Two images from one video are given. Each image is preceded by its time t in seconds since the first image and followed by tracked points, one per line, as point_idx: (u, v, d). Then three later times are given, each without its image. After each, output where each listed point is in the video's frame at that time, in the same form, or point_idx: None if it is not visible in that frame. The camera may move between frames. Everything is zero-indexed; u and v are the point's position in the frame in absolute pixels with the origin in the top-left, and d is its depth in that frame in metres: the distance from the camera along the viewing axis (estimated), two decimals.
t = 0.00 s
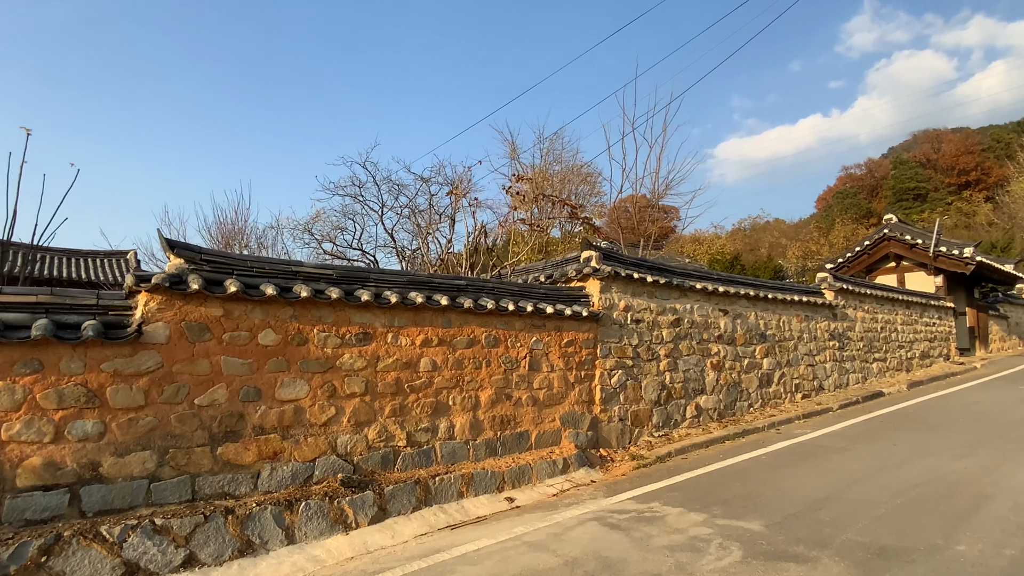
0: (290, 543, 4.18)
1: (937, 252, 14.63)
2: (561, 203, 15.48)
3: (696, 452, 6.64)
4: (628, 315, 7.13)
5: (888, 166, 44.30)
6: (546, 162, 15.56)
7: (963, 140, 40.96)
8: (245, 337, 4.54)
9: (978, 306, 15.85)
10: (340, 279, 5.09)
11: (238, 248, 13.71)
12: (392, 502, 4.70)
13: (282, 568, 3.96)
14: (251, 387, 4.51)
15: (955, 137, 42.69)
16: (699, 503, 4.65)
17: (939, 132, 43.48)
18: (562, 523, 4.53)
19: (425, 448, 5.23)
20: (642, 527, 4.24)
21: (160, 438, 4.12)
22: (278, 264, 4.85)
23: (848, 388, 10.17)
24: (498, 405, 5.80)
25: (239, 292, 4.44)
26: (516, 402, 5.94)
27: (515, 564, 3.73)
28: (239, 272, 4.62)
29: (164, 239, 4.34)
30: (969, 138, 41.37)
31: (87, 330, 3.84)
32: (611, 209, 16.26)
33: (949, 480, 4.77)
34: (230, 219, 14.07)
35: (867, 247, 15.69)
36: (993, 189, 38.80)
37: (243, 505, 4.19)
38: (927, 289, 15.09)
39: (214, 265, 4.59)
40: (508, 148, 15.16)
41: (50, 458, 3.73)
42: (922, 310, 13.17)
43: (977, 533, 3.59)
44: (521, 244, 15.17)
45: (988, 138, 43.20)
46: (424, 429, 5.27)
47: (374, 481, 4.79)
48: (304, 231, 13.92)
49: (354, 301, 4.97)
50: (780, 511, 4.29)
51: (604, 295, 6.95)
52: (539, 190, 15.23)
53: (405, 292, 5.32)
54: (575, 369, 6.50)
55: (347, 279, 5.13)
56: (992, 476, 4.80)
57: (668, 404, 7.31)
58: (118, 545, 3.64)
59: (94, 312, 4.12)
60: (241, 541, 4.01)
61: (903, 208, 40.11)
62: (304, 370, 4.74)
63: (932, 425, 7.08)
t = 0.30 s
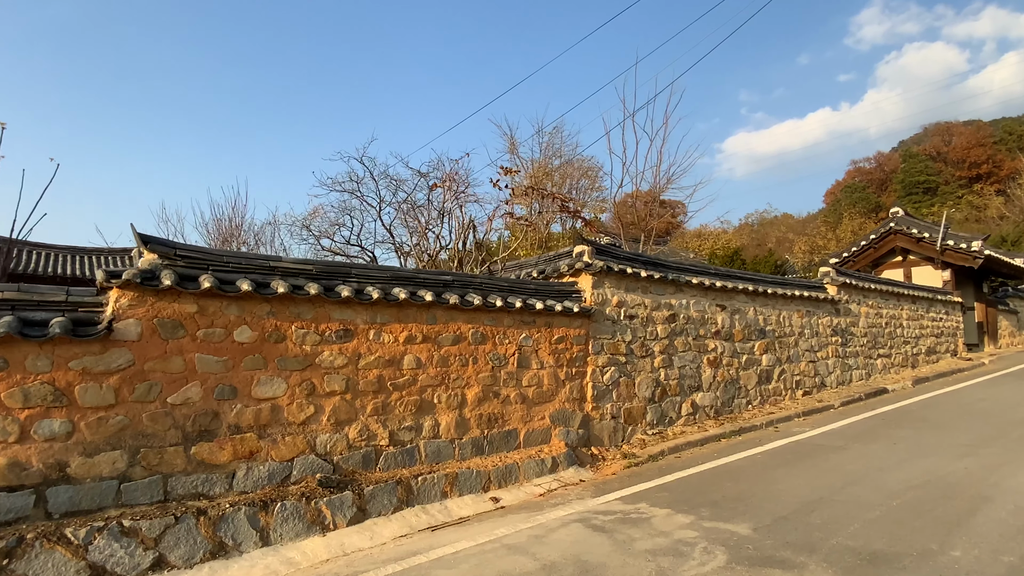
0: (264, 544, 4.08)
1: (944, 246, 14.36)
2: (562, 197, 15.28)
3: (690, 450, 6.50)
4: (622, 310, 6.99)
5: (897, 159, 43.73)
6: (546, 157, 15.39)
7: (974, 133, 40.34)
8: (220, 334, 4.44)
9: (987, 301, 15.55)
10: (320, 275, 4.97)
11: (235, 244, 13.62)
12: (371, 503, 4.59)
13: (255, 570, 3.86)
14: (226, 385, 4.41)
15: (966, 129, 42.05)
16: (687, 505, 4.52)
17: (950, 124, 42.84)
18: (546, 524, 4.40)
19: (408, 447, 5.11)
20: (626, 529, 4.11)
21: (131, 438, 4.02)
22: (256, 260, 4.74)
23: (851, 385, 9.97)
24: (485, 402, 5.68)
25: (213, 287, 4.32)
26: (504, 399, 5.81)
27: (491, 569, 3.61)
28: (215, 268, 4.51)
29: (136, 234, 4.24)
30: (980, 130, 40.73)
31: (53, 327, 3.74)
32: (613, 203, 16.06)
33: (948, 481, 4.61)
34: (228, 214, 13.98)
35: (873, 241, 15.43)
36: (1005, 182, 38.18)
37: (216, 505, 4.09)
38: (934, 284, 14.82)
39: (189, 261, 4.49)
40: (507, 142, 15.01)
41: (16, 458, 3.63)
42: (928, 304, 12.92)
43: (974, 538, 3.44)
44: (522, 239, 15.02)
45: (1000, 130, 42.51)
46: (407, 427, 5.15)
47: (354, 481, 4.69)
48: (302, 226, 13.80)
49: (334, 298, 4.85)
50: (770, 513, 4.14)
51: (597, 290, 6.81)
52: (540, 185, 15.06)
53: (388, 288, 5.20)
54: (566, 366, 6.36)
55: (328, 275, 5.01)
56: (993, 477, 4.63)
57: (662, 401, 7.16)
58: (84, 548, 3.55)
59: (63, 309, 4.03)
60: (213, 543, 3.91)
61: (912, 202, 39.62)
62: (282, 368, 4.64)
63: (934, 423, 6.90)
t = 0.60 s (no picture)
0: (234, 551, 3.94)
1: (952, 242, 14.05)
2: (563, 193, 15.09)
3: (685, 452, 6.31)
4: (615, 308, 6.81)
5: (907, 154, 43.15)
6: (546, 152, 15.19)
7: (985, 126, 39.72)
8: (191, 334, 4.30)
9: (997, 297, 15.22)
10: (298, 272, 4.82)
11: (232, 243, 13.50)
12: (348, 508, 4.44)
13: None
14: (198, 386, 4.28)
15: (977, 123, 41.42)
16: (675, 511, 4.34)
17: (960, 118, 42.22)
18: (528, 530, 4.24)
19: (389, 450, 4.96)
20: (611, 537, 3.94)
21: (97, 441, 3.88)
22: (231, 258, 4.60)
23: (854, 383, 9.73)
24: (471, 404, 5.51)
25: (183, 286, 4.18)
26: (491, 400, 5.64)
27: None
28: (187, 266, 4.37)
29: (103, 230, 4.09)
30: (991, 123, 40.08)
31: (14, 326, 3.59)
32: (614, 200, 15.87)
33: (950, 486, 4.40)
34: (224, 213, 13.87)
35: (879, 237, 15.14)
36: (1016, 177, 37.59)
37: (185, 511, 3.95)
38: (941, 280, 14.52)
39: (159, 258, 4.34)
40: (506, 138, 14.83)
41: None
42: (935, 301, 12.63)
43: (974, 549, 3.25)
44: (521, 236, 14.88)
45: (1012, 124, 41.85)
46: (389, 430, 5.00)
47: (331, 486, 4.54)
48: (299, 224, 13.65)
49: (311, 296, 4.71)
50: (761, 520, 3.96)
51: (589, 288, 6.62)
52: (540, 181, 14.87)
53: (369, 286, 5.03)
54: (556, 366, 6.19)
55: (306, 273, 4.87)
56: (997, 482, 4.42)
57: (657, 401, 6.98)
58: (42, 557, 3.41)
59: (26, 308, 3.89)
60: (180, 550, 3.77)
61: (922, 197, 39.12)
62: (256, 369, 4.50)
63: (939, 424, 6.67)
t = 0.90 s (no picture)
0: (202, 562, 3.81)
1: (958, 240, 13.79)
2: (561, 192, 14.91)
3: (678, 457, 6.14)
4: (606, 309, 6.64)
5: (914, 152, 42.66)
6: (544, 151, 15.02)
7: (994, 123, 39.19)
8: (161, 338, 4.17)
9: (1004, 297, 14.93)
10: (273, 274, 4.70)
11: (228, 243, 13.40)
12: (323, 517, 4.31)
13: None
14: (167, 391, 4.14)
15: (986, 120, 40.87)
16: (661, 520, 4.17)
17: (969, 115, 41.69)
18: (508, 540, 4.09)
19: (368, 457, 4.82)
20: (592, 548, 3.78)
21: (59, 449, 3.74)
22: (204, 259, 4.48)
23: (856, 385, 9.52)
24: (455, 408, 5.35)
25: (152, 288, 4.05)
26: (476, 404, 5.48)
27: None
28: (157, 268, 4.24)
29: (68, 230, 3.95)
30: (1001, 120, 39.55)
31: None
32: (614, 200, 15.69)
33: (950, 495, 4.21)
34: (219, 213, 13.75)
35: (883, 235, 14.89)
36: None
37: (151, 520, 3.81)
38: (947, 280, 14.25)
39: (128, 259, 4.21)
40: (504, 137, 14.66)
41: None
42: (940, 301, 12.37)
43: (972, 566, 3.07)
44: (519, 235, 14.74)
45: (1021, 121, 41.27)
46: (368, 435, 4.86)
47: (306, 493, 4.40)
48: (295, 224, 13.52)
49: (286, 298, 4.58)
50: (749, 532, 3.79)
51: (579, 288, 6.46)
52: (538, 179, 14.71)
53: (348, 287, 4.90)
54: (545, 368, 6.02)
55: (282, 274, 4.74)
56: (998, 491, 4.23)
57: (650, 404, 6.81)
58: None
59: None
60: (144, 562, 3.64)
61: (930, 194, 38.68)
62: (228, 373, 4.37)
63: (942, 428, 6.46)
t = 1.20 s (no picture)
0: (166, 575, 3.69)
1: (962, 240, 13.55)
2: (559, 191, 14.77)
3: (669, 464, 5.98)
4: (596, 311, 6.50)
5: (921, 150, 42.22)
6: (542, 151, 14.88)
7: (1003, 121, 38.73)
8: (128, 342, 4.05)
9: (1011, 297, 14.66)
10: (248, 276, 4.58)
11: (226, 245, 13.33)
12: (296, 526, 4.18)
13: None
14: (134, 398, 4.03)
15: (994, 118, 40.39)
16: (643, 531, 4.03)
17: (977, 113, 41.22)
18: (484, 552, 3.95)
19: (345, 464, 4.69)
20: (569, 561, 3.64)
21: (20, 457, 3.63)
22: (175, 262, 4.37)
23: (856, 389, 9.32)
24: (438, 413, 5.20)
25: (118, 291, 3.93)
26: (459, 410, 5.33)
27: None
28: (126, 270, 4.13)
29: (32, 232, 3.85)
30: (1010, 118, 39.07)
31: None
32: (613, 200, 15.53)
33: (945, 506, 4.04)
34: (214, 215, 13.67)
35: (886, 235, 14.66)
36: None
37: (115, 531, 3.70)
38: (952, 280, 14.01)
39: (96, 262, 4.10)
40: (502, 137, 14.54)
41: None
42: (945, 302, 12.13)
43: None
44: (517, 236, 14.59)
45: None
46: (345, 442, 4.73)
47: (279, 502, 4.28)
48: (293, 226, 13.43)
49: (260, 301, 4.46)
50: (732, 545, 3.64)
51: (568, 290, 6.32)
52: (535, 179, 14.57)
53: (325, 290, 4.77)
54: (531, 372, 5.88)
55: (258, 277, 4.62)
56: (996, 502, 4.06)
57: (642, 408, 6.65)
58: None
59: None
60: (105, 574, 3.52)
61: (938, 194, 38.26)
62: (199, 379, 4.26)
63: (942, 434, 6.27)
